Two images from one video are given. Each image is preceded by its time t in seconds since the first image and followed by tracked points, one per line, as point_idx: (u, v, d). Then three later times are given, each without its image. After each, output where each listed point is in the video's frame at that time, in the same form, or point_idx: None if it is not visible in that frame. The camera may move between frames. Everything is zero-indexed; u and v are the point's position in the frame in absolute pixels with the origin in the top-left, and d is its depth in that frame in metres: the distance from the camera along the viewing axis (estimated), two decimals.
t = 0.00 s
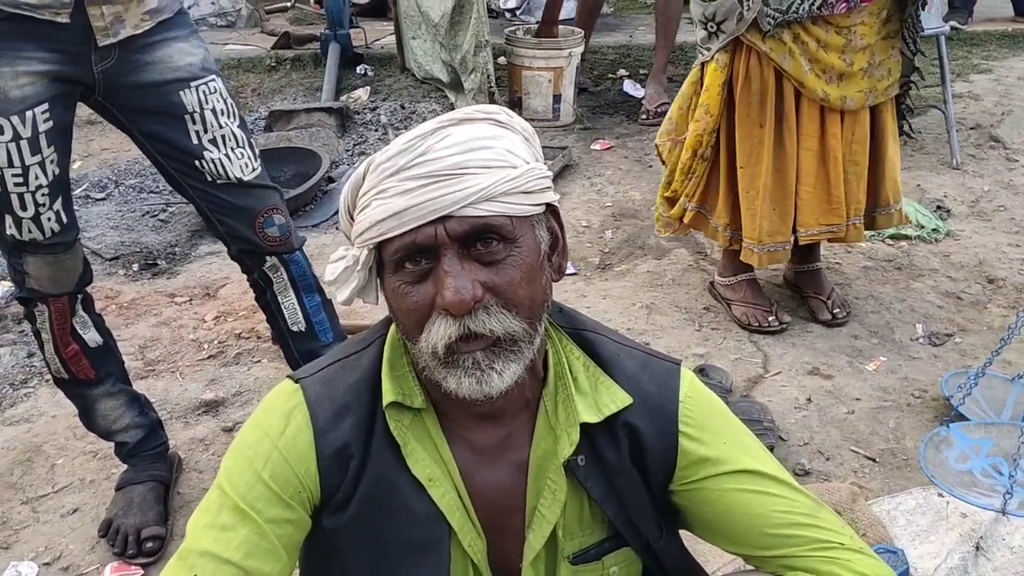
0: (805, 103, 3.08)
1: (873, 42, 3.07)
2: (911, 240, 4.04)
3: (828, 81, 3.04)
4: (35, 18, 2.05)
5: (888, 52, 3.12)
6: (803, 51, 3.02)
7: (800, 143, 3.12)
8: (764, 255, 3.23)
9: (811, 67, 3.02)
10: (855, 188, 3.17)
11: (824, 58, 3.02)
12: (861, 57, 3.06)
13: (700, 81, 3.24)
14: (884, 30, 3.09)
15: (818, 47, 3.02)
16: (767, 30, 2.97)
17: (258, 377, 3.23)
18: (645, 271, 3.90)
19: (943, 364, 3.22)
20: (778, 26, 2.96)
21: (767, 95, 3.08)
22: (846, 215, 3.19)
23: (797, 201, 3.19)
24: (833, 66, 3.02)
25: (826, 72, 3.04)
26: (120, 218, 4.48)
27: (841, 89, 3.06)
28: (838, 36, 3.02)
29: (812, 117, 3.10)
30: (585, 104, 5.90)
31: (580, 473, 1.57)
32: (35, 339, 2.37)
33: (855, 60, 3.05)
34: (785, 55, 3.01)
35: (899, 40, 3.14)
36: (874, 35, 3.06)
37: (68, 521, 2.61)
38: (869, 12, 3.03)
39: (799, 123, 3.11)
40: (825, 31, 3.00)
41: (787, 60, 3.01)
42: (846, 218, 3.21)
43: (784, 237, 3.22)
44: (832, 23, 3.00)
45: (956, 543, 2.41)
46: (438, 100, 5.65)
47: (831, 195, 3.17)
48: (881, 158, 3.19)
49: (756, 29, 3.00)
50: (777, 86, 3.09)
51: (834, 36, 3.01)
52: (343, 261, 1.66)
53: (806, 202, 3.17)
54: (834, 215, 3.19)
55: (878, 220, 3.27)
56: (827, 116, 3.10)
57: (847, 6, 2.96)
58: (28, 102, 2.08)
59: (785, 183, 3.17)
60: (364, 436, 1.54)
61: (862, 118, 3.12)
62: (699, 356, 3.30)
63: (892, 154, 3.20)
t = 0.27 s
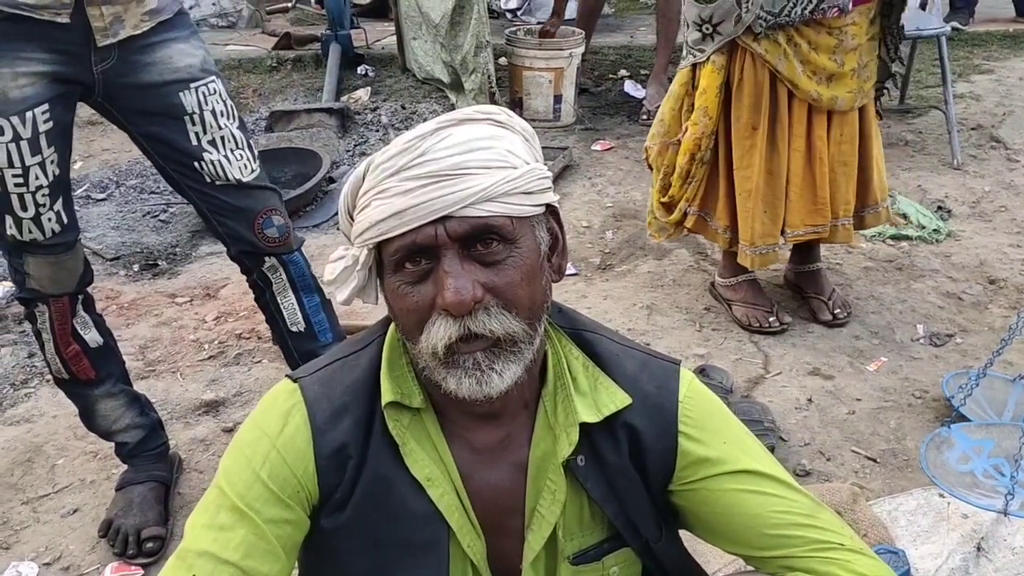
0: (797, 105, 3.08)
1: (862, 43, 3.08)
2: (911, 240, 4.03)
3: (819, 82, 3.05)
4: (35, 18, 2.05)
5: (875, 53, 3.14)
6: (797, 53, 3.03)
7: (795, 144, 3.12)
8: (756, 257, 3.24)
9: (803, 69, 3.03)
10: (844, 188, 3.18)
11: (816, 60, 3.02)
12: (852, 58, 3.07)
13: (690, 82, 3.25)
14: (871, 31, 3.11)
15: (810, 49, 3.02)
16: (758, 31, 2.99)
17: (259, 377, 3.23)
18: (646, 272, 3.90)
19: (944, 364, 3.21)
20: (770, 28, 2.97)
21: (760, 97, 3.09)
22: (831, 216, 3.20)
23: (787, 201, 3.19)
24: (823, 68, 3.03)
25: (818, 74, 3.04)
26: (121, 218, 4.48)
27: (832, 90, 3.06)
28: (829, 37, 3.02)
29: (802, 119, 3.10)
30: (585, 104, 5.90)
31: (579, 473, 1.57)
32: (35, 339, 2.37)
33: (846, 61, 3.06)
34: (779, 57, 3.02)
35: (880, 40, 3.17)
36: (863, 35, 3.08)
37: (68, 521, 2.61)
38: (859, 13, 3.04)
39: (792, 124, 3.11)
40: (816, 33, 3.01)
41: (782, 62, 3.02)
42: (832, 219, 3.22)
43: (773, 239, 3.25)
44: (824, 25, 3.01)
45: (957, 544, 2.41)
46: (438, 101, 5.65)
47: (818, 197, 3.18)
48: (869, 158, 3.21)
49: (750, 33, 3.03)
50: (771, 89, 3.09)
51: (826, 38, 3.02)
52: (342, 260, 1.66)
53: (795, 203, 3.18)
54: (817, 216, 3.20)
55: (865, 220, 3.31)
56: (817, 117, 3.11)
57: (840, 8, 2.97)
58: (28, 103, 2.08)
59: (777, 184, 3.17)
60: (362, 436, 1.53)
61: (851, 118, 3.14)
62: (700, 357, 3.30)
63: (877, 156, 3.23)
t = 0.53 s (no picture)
0: (797, 103, 3.11)
1: (860, 41, 3.11)
2: (911, 239, 4.05)
3: (818, 81, 3.07)
4: (41, 18, 2.07)
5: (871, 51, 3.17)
6: (797, 53, 3.05)
7: (793, 143, 3.15)
8: (758, 256, 3.25)
9: (802, 68, 3.06)
10: (844, 187, 3.21)
11: (815, 58, 3.05)
12: (850, 57, 3.09)
13: (690, 82, 3.27)
14: (867, 30, 3.15)
15: (809, 48, 3.05)
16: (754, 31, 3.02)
17: (262, 375, 3.25)
18: (647, 271, 3.92)
19: (943, 363, 3.23)
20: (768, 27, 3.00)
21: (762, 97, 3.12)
22: (830, 215, 3.23)
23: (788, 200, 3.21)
24: (822, 66, 3.05)
25: (817, 72, 3.07)
26: (125, 217, 4.50)
27: (831, 88, 3.09)
28: (828, 36, 3.04)
29: (802, 118, 3.12)
30: (587, 104, 5.91)
31: (581, 468, 1.59)
32: (41, 337, 2.40)
33: (845, 60, 3.08)
34: (780, 56, 3.04)
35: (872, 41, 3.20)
36: (860, 34, 3.10)
37: (73, 517, 2.63)
38: (855, 13, 3.07)
39: (791, 124, 3.13)
40: (815, 32, 3.03)
41: (782, 61, 3.05)
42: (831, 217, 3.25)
43: (777, 237, 3.26)
44: (823, 24, 3.02)
45: (955, 540, 2.43)
46: (440, 101, 5.67)
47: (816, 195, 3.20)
48: (866, 156, 3.24)
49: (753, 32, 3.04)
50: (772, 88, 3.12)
51: (824, 37, 3.04)
52: (348, 257, 1.68)
53: (795, 202, 3.21)
54: (817, 214, 3.23)
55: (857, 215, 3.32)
56: (817, 116, 3.13)
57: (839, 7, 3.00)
58: (35, 101, 2.10)
59: (778, 183, 3.19)
60: (367, 431, 1.55)
61: (850, 117, 3.16)
62: (700, 355, 3.32)
63: (873, 156, 3.26)
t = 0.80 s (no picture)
0: (794, 105, 3.13)
1: (856, 44, 3.13)
2: (908, 240, 4.07)
3: (816, 83, 3.10)
4: (41, 22, 2.10)
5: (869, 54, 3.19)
6: (794, 55, 3.08)
7: (791, 145, 3.16)
8: (757, 257, 3.27)
9: (800, 70, 3.08)
10: (841, 189, 3.23)
11: (812, 61, 3.07)
12: (847, 60, 3.11)
13: (689, 84, 3.29)
14: (863, 33, 3.17)
15: (806, 50, 3.07)
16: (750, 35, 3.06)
17: (262, 375, 3.27)
18: (646, 272, 3.94)
19: (939, 363, 3.25)
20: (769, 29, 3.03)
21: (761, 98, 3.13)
22: (829, 217, 3.25)
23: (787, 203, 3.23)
24: (819, 68, 3.08)
25: (814, 74, 3.09)
26: (126, 218, 4.52)
27: (828, 90, 3.11)
28: (824, 38, 3.07)
29: (799, 120, 3.14)
30: (587, 106, 5.93)
31: (576, 466, 1.61)
32: (43, 337, 2.42)
33: (842, 63, 3.10)
34: (777, 58, 3.06)
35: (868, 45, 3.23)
36: (857, 36, 3.13)
37: (75, 517, 2.65)
38: (851, 16, 3.10)
39: (788, 126, 3.15)
40: (812, 34, 3.06)
41: (779, 62, 3.07)
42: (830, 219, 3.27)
43: (776, 239, 3.27)
44: (819, 26, 3.05)
45: (951, 539, 2.44)
46: (441, 102, 5.69)
47: (815, 197, 3.22)
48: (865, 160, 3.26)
49: (755, 34, 3.05)
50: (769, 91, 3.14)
51: (821, 39, 3.07)
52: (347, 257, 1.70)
53: (794, 204, 3.22)
54: (816, 217, 3.25)
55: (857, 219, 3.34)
56: (814, 118, 3.16)
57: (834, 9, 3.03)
58: (36, 104, 2.12)
59: (776, 185, 3.21)
60: (365, 429, 1.57)
61: (848, 120, 3.18)
62: (698, 356, 3.33)
63: (871, 159, 3.28)
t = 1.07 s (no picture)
0: (792, 102, 3.11)
1: (859, 43, 3.11)
2: (908, 239, 4.06)
3: (815, 81, 3.09)
4: (36, 20, 2.09)
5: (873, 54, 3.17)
6: (793, 52, 3.07)
7: (789, 142, 3.15)
8: (754, 255, 3.27)
9: (799, 68, 3.07)
10: (839, 188, 3.22)
11: (812, 58, 3.06)
12: (849, 58, 3.10)
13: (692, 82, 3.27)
14: (869, 32, 3.15)
15: (806, 48, 3.06)
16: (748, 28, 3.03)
17: (261, 375, 3.27)
18: (646, 271, 3.93)
19: (940, 363, 3.24)
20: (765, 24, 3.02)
21: (757, 92, 3.12)
22: (825, 216, 3.25)
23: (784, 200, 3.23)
24: (819, 66, 3.07)
25: (814, 72, 3.08)
26: (125, 218, 4.51)
27: (828, 89, 3.10)
28: (825, 36, 3.05)
29: (797, 117, 3.13)
30: (587, 105, 5.92)
31: (571, 460, 1.60)
32: (40, 337, 2.41)
33: (843, 61, 3.09)
34: (774, 56, 3.05)
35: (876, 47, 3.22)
36: (860, 35, 3.11)
37: (73, 517, 2.64)
38: (855, 14, 3.06)
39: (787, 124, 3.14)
40: (812, 31, 3.04)
41: (776, 61, 3.06)
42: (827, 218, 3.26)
43: (773, 237, 3.26)
44: (820, 24, 3.03)
45: (952, 539, 2.43)
46: (440, 102, 5.68)
47: (811, 194, 3.22)
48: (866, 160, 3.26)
49: (755, 32, 3.04)
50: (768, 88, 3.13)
51: (821, 37, 3.05)
52: (355, 224, 1.68)
53: (790, 202, 3.22)
54: (812, 214, 3.25)
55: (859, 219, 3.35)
56: (813, 116, 3.14)
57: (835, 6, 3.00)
58: (31, 103, 2.11)
59: (774, 183, 3.20)
60: (359, 423, 1.56)
61: (848, 119, 3.17)
62: (698, 355, 3.32)
63: (875, 156, 3.27)
